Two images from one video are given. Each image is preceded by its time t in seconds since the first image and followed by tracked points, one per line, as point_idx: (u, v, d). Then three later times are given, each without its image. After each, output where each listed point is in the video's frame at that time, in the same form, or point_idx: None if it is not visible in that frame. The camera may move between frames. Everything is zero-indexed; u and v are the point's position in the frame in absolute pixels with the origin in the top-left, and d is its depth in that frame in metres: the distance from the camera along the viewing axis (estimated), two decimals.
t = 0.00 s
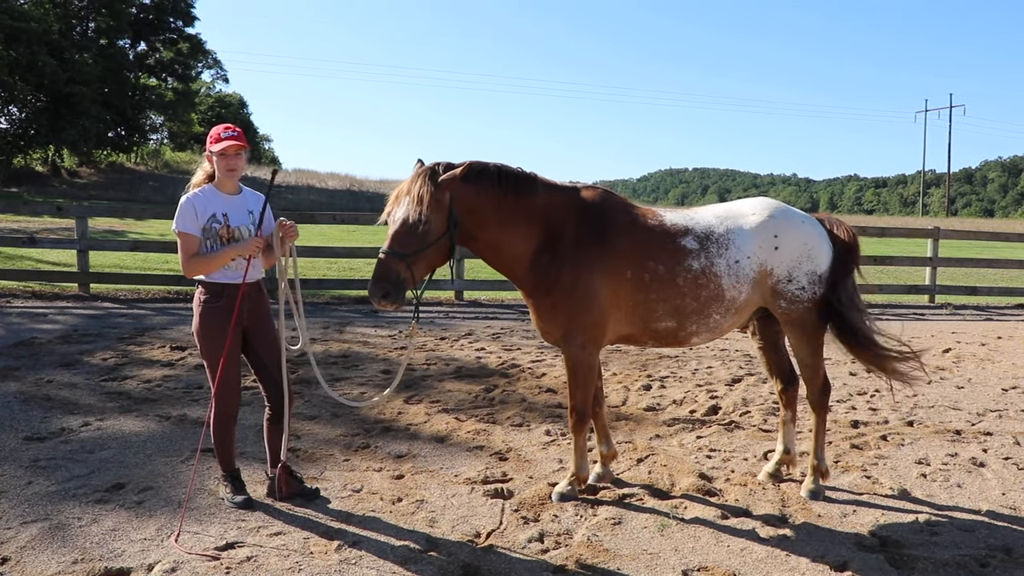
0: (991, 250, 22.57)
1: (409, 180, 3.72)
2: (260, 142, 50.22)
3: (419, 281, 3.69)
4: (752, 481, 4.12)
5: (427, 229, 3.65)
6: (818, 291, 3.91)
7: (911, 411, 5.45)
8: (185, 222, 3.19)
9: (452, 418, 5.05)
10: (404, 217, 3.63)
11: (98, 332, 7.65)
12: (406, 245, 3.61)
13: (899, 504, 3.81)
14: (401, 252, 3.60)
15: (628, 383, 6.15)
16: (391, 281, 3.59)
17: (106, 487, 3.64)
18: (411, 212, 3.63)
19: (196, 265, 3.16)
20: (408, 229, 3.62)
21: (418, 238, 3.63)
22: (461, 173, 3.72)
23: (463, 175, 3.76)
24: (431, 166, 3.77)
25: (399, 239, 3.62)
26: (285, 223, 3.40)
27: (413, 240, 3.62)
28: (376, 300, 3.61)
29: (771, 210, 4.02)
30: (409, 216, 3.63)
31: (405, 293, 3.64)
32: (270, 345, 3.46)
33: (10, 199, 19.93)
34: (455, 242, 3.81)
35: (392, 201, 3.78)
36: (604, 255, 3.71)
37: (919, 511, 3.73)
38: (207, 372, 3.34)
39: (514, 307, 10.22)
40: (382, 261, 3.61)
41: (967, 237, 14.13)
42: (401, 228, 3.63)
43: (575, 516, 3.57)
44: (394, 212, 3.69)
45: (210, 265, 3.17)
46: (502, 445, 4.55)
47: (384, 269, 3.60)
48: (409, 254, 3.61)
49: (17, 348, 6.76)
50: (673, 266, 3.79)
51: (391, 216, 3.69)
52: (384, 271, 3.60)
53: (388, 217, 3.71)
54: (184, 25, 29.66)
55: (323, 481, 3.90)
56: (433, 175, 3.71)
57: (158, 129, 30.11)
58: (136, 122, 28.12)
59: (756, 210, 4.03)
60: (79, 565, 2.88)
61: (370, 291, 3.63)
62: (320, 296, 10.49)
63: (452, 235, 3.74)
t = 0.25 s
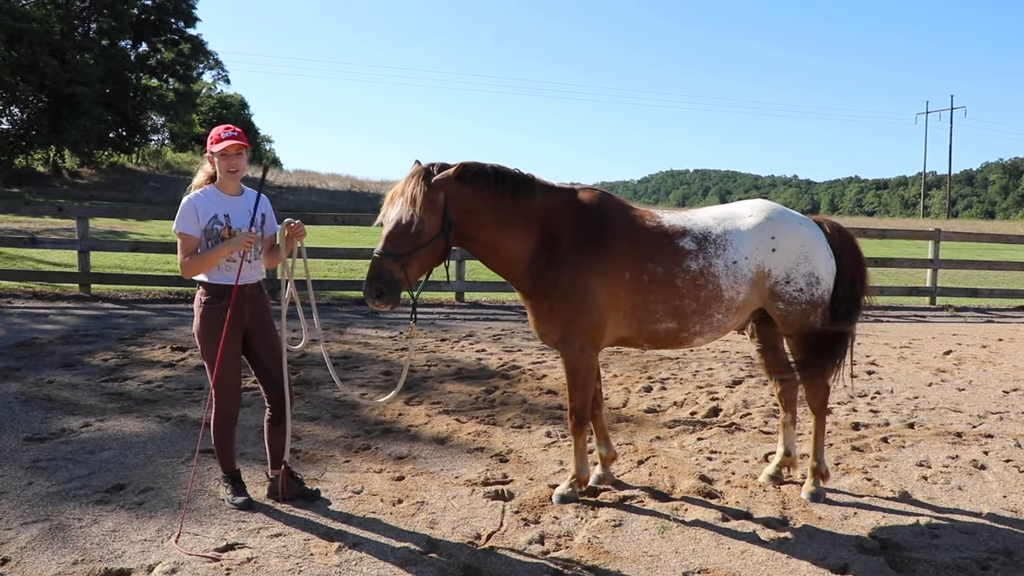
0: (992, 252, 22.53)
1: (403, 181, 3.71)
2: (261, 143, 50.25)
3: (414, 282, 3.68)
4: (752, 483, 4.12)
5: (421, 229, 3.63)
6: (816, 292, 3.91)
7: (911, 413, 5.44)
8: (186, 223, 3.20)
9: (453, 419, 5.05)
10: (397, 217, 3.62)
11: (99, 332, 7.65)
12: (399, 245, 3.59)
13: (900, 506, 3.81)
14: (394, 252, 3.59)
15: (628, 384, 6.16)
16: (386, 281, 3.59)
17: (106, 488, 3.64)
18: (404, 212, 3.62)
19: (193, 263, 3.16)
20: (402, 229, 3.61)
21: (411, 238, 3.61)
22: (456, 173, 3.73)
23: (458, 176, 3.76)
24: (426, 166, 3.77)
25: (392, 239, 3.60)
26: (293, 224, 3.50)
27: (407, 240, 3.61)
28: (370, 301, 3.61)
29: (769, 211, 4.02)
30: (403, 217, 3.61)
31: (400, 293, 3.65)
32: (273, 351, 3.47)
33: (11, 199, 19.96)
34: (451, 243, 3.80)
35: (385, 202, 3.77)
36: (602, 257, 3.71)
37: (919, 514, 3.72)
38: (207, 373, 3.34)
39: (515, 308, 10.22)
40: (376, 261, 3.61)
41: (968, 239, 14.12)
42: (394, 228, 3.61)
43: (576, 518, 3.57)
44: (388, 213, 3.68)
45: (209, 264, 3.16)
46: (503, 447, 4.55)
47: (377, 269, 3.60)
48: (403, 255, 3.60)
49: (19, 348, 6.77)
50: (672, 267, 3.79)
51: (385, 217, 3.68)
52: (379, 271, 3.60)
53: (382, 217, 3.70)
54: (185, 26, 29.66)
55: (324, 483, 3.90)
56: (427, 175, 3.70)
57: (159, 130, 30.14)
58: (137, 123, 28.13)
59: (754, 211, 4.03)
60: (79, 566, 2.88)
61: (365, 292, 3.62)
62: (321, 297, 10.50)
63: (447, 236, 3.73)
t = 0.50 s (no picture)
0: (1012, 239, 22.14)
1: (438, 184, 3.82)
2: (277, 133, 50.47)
3: (445, 279, 3.73)
4: (770, 481, 4.09)
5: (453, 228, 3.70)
6: (866, 292, 3.93)
7: (929, 407, 5.38)
8: (248, 223, 3.07)
9: (470, 415, 5.06)
10: (429, 219, 3.71)
11: (119, 326, 7.75)
12: (429, 245, 3.68)
13: (921, 505, 3.76)
14: (424, 250, 3.67)
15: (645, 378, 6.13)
16: (414, 276, 3.64)
17: (127, 487, 3.69)
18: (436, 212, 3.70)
19: (243, 263, 3.00)
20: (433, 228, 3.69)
21: (441, 238, 3.68)
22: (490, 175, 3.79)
23: (488, 179, 3.83)
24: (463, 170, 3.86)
25: (423, 237, 3.70)
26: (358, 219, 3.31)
27: (437, 238, 3.68)
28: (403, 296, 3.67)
29: (820, 211, 4.01)
30: (433, 217, 3.70)
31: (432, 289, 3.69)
32: (324, 356, 3.28)
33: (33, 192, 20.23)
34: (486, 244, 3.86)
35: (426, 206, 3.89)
36: (652, 259, 3.67)
37: (940, 513, 3.68)
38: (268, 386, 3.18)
39: (531, 300, 10.21)
40: (408, 259, 3.69)
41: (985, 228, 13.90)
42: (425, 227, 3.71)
43: (593, 518, 3.57)
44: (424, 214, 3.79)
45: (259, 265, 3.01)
46: (520, 444, 4.56)
47: (407, 265, 3.66)
48: (433, 252, 3.67)
49: (41, 343, 6.87)
50: (724, 271, 3.75)
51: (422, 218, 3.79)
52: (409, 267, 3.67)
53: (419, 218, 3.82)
54: (202, 17, 29.73)
55: (342, 481, 3.93)
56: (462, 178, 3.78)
57: (177, 121, 30.34)
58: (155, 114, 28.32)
59: (805, 211, 4.00)
60: (101, 568, 2.93)
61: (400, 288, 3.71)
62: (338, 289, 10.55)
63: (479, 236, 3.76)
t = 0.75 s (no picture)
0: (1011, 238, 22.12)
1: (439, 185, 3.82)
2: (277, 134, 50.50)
3: (447, 280, 3.73)
4: (772, 480, 4.09)
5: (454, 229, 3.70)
6: (867, 291, 3.93)
7: (930, 407, 5.38)
8: (247, 225, 3.08)
9: (471, 416, 5.07)
10: (430, 219, 3.72)
11: (120, 328, 7.76)
12: (430, 245, 3.68)
13: (922, 504, 3.76)
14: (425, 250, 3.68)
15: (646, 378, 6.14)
16: (415, 275, 3.65)
17: (129, 489, 3.70)
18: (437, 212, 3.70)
19: (243, 265, 3.01)
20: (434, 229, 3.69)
21: (441, 238, 3.69)
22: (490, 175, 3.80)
23: (488, 180, 3.83)
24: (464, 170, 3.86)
25: (423, 237, 3.70)
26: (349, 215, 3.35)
27: (438, 239, 3.68)
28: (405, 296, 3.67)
29: (820, 210, 4.01)
30: (433, 217, 3.71)
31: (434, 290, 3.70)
32: (325, 358, 3.29)
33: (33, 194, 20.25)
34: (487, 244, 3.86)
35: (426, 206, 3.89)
36: (651, 259, 3.67)
37: (941, 512, 3.68)
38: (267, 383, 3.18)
39: (531, 300, 10.21)
40: (409, 260, 3.69)
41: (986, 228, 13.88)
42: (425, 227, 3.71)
43: (594, 518, 3.57)
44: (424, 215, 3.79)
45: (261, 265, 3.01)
46: (521, 444, 4.56)
47: (408, 265, 3.67)
48: (434, 252, 3.67)
49: (43, 345, 6.88)
50: (723, 270, 3.75)
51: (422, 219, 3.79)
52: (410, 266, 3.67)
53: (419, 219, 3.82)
54: (202, 19, 29.73)
55: (343, 481, 3.93)
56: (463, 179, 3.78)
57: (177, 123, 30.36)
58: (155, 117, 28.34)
59: (805, 211, 4.01)
60: (104, 569, 2.93)
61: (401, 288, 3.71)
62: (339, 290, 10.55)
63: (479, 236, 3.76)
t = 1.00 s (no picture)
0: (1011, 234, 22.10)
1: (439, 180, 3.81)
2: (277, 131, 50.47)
3: (447, 276, 3.73)
4: (772, 475, 4.09)
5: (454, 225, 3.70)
6: (867, 286, 3.93)
7: (930, 401, 5.38)
8: (247, 221, 3.07)
9: (471, 411, 5.07)
10: (430, 215, 3.71)
11: (121, 325, 7.76)
12: (430, 241, 3.68)
13: (922, 499, 3.77)
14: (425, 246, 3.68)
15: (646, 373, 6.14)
16: (415, 271, 3.64)
17: (130, 485, 3.70)
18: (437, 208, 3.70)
19: (243, 262, 3.00)
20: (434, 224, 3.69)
21: (441, 234, 3.69)
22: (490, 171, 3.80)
23: (488, 175, 3.83)
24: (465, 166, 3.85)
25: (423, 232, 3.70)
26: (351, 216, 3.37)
27: (438, 235, 3.68)
28: (404, 291, 3.67)
29: (820, 205, 4.00)
30: (434, 213, 3.70)
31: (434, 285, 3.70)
32: (326, 355, 3.29)
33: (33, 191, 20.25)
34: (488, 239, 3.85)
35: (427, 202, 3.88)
36: (651, 254, 3.67)
37: (941, 506, 3.68)
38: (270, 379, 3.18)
39: (532, 296, 10.20)
40: (410, 255, 3.69)
41: (986, 223, 13.87)
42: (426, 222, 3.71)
43: (595, 513, 3.58)
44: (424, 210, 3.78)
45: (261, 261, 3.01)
46: (521, 439, 4.56)
47: (408, 261, 3.67)
48: (434, 248, 3.67)
49: (43, 342, 6.88)
50: (723, 265, 3.75)
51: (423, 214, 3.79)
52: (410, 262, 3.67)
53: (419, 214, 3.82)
54: (202, 16, 29.68)
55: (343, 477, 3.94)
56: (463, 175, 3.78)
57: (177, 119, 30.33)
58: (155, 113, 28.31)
59: (805, 206, 4.00)
60: (105, 565, 2.94)
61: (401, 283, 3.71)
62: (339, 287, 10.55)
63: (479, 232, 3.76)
